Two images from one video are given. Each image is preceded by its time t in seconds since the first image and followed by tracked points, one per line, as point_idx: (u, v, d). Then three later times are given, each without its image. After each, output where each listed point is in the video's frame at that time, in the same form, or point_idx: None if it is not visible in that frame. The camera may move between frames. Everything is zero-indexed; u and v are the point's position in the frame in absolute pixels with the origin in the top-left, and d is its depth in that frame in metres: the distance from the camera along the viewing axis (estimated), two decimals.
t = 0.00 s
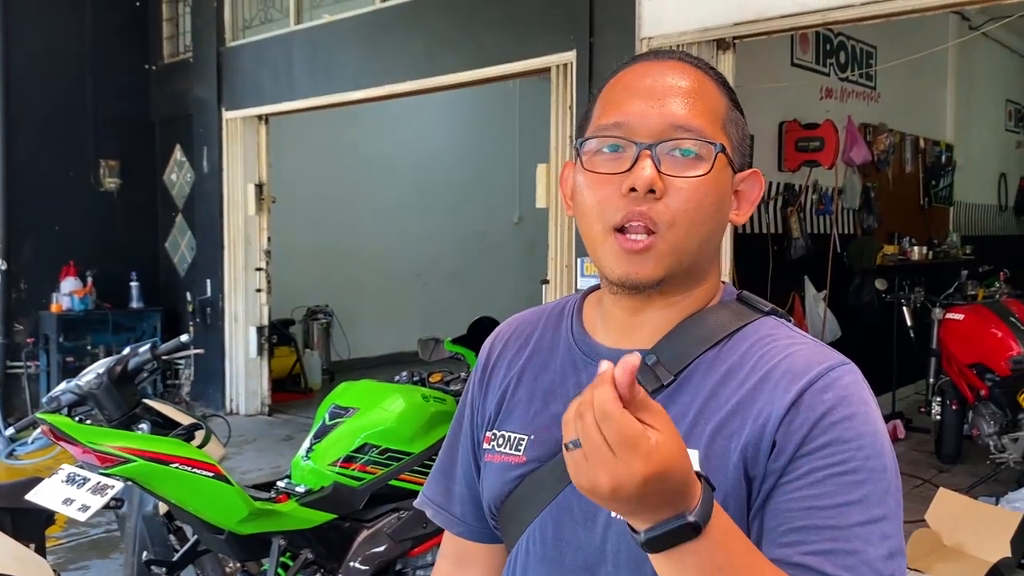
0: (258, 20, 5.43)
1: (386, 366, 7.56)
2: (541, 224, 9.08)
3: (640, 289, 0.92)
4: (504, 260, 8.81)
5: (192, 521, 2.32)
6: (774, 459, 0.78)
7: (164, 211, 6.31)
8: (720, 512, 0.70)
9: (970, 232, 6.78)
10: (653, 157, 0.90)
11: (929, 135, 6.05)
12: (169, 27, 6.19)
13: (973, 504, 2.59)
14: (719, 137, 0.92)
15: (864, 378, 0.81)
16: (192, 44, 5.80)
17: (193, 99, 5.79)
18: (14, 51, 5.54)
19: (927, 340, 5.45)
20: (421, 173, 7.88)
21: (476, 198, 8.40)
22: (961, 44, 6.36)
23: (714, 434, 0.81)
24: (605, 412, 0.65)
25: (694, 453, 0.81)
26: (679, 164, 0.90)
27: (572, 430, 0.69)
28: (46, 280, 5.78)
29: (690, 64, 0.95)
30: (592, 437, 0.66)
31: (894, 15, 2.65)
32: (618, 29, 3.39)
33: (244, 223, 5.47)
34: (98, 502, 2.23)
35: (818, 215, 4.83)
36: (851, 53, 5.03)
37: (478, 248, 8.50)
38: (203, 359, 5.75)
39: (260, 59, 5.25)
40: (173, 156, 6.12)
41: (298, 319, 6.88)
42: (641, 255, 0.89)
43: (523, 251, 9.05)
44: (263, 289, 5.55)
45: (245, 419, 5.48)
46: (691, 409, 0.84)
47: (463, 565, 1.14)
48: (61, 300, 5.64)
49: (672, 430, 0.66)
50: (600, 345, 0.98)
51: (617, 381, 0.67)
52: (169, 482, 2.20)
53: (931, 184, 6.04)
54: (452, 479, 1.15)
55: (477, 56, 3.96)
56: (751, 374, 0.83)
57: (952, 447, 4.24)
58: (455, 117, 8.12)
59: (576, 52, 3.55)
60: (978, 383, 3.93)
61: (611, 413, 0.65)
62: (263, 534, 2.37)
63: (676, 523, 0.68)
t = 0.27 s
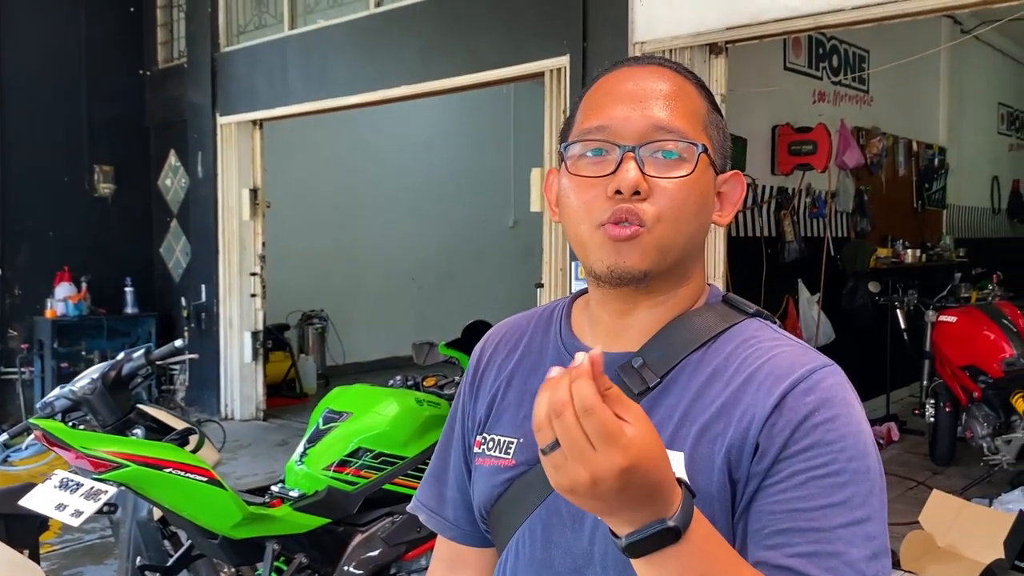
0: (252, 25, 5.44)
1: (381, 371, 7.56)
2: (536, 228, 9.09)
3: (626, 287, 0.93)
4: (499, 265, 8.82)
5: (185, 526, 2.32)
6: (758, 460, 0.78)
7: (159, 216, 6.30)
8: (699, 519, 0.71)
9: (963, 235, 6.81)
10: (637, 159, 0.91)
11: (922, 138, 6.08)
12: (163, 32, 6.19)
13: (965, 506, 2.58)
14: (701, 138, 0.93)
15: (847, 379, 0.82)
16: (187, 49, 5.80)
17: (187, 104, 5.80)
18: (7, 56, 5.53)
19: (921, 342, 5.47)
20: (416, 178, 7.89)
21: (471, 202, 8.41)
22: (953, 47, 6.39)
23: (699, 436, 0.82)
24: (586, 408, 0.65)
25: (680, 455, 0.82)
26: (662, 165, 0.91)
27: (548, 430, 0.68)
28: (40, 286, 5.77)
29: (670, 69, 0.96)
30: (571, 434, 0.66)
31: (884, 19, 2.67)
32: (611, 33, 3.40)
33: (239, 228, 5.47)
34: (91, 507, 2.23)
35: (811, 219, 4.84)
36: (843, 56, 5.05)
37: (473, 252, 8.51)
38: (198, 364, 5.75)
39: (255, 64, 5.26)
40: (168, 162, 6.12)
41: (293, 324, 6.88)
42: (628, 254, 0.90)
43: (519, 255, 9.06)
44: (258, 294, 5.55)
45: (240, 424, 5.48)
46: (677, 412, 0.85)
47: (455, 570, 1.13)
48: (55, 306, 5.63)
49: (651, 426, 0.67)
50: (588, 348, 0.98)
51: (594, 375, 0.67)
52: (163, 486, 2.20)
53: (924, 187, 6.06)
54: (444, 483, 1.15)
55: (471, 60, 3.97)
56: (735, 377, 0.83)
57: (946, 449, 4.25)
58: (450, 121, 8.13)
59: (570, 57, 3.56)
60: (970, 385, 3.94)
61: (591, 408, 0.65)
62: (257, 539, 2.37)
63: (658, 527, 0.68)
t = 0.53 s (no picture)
0: (248, 30, 5.45)
1: (378, 375, 7.55)
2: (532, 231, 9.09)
3: (619, 292, 0.93)
4: (496, 268, 8.82)
5: (182, 530, 2.31)
6: (750, 463, 0.79)
7: (155, 221, 6.29)
8: (689, 524, 0.71)
9: (959, 238, 6.82)
10: (628, 166, 0.92)
11: (917, 141, 6.10)
12: (159, 37, 6.19)
13: (961, 508, 2.58)
14: (691, 143, 0.94)
15: (839, 380, 0.82)
16: (182, 54, 5.80)
17: (183, 109, 5.80)
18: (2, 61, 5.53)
19: (917, 345, 5.48)
20: (412, 182, 7.89)
21: (468, 206, 8.41)
22: (948, 50, 6.41)
23: (691, 439, 0.82)
24: (568, 418, 0.65)
25: (673, 458, 0.82)
26: (652, 171, 0.91)
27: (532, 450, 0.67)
28: (35, 291, 5.76)
29: (661, 73, 0.96)
30: (555, 445, 0.66)
31: (878, 22, 2.68)
32: (606, 37, 3.41)
33: (235, 233, 5.46)
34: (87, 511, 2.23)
35: (807, 222, 4.85)
36: (838, 59, 5.07)
37: (470, 256, 8.51)
38: (195, 369, 5.74)
39: (251, 68, 5.26)
40: (163, 166, 6.12)
41: (289, 328, 6.87)
42: (620, 260, 0.90)
43: (515, 259, 9.07)
44: (254, 298, 5.54)
45: (236, 428, 5.47)
46: (670, 415, 0.85)
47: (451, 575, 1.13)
48: (51, 311, 5.62)
49: (635, 433, 0.67)
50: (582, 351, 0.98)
51: (577, 387, 0.67)
52: (159, 491, 2.20)
53: (919, 190, 6.08)
54: (440, 486, 1.15)
55: (467, 64, 3.98)
56: (727, 380, 0.83)
57: (942, 451, 4.26)
58: (446, 125, 8.13)
59: (566, 60, 3.57)
60: (966, 387, 3.94)
61: (574, 418, 0.65)
62: (254, 543, 2.37)
63: (647, 535, 0.69)
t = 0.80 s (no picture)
0: (246, 33, 5.45)
1: (376, 378, 7.55)
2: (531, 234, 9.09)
3: (617, 299, 0.93)
4: (495, 271, 8.82)
5: (181, 535, 2.31)
6: (746, 468, 0.79)
7: (153, 225, 6.29)
8: (685, 529, 0.71)
9: (957, 240, 6.83)
10: (626, 172, 0.92)
11: (915, 144, 6.10)
12: (157, 41, 6.19)
13: (961, 510, 2.58)
14: (690, 149, 0.94)
15: (836, 386, 0.82)
16: (181, 57, 5.80)
17: (181, 112, 5.80)
18: None
19: (915, 347, 5.48)
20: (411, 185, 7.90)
21: (466, 209, 8.42)
22: (945, 53, 6.42)
23: (688, 444, 0.82)
24: (564, 424, 0.65)
25: (671, 464, 0.82)
26: (650, 178, 0.91)
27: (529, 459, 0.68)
28: (33, 295, 5.75)
29: (661, 78, 0.96)
30: (550, 451, 0.66)
31: (876, 26, 2.68)
32: (604, 40, 3.42)
33: (233, 236, 5.45)
34: (86, 516, 2.22)
35: (805, 224, 4.86)
36: (836, 63, 5.08)
37: (468, 259, 8.51)
38: (193, 372, 5.73)
39: (249, 72, 5.26)
40: (162, 170, 6.11)
41: (288, 332, 6.87)
42: (617, 266, 0.90)
43: (513, 261, 9.07)
44: (252, 302, 5.53)
45: (235, 432, 5.46)
46: (667, 420, 0.85)
47: None
48: (49, 315, 5.61)
49: (632, 440, 0.67)
50: (581, 356, 0.98)
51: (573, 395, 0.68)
52: (158, 495, 2.19)
53: (917, 193, 6.09)
54: (440, 490, 1.15)
55: (465, 68, 3.98)
56: (724, 386, 0.84)
57: (941, 453, 4.26)
58: (444, 129, 8.14)
59: (564, 64, 3.57)
60: (965, 390, 3.95)
61: (568, 425, 0.65)
62: (253, 548, 2.36)
63: (643, 539, 0.69)
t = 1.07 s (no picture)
0: (245, 36, 5.45)
1: (375, 381, 7.54)
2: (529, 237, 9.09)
3: (615, 304, 0.93)
4: (493, 274, 8.82)
5: (180, 539, 2.30)
6: (744, 472, 0.79)
7: (151, 228, 6.28)
8: (681, 535, 0.71)
9: (955, 243, 6.83)
10: (624, 177, 0.92)
11: (913, 147, 6.11)
12: (156, 44, 6.19)
13: (961, 512, 2.60)
14: (689, 153, 0.94)
15: (835, 389, 0.82)
16: (179, 60, 5.80)
17: (180, 115, 5.80)
18: None
19: (914, 350, 5.49)
20: (409, 187, 7.90)
21: (464, 212, 8.42)
22: (943, 56, 6.43)
23: (687, 448, 0.82)
24: (551, 434, 0.64)
25: (670, 467, 0.82)
26: (648, 182, 0.91)
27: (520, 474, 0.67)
28: (32, 297, 5.75)
29: (659, 82, 0.96)
30: (539, 463, 0.65)
31: (874, 29, 2.69)
32: (603, 43, 3.42)
33: (231, 239, 5.45)
34: (85, 520, 2.22)
35: (804, 227, 4.86)
36: (834, 65, 5.09)
37: (467, 261, 8.51)
38: (191, 375, 5.73)
39: (248, 75, 5.26)
40: (160, 173, 6.11)
41: (286, 334, 6.86)
42: (614, 270, 0.91)
43: (512, 264, 9.06)
44: (251, 305, 5.53)
45: (233, 435, 5.46)
46: (666, 424, 0.85)
47: None
48: (47, 317, 5.60)
49: (615, 441, 0.67)
50: (579, 359, 0.98)
51: (556, 401, 0.66)
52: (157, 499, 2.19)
53: (916, 195, 6.09)
54: (439, 493, 1.15)
55: (463, 71, 3.99)
56: (723, 390, 0.84)
57: (940, 456, 4.26)
58: (443, 131, 8.14)
59: (562, 67, 3.58)
60: (964, 392, 3.95)
61: (557, 433, 0.64)
62: (252, 551, 2.36)
63: (640, 544, 0.69)
